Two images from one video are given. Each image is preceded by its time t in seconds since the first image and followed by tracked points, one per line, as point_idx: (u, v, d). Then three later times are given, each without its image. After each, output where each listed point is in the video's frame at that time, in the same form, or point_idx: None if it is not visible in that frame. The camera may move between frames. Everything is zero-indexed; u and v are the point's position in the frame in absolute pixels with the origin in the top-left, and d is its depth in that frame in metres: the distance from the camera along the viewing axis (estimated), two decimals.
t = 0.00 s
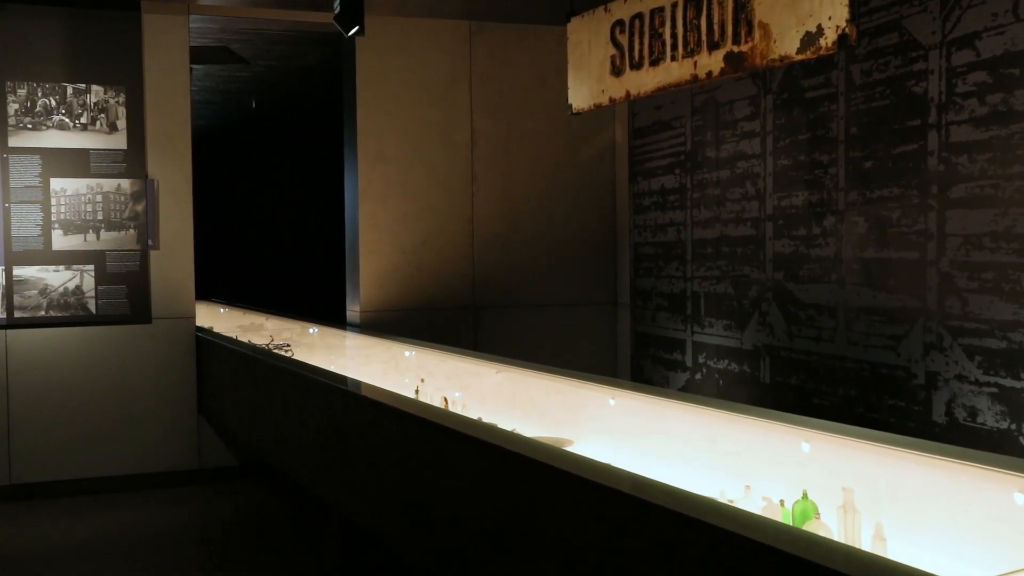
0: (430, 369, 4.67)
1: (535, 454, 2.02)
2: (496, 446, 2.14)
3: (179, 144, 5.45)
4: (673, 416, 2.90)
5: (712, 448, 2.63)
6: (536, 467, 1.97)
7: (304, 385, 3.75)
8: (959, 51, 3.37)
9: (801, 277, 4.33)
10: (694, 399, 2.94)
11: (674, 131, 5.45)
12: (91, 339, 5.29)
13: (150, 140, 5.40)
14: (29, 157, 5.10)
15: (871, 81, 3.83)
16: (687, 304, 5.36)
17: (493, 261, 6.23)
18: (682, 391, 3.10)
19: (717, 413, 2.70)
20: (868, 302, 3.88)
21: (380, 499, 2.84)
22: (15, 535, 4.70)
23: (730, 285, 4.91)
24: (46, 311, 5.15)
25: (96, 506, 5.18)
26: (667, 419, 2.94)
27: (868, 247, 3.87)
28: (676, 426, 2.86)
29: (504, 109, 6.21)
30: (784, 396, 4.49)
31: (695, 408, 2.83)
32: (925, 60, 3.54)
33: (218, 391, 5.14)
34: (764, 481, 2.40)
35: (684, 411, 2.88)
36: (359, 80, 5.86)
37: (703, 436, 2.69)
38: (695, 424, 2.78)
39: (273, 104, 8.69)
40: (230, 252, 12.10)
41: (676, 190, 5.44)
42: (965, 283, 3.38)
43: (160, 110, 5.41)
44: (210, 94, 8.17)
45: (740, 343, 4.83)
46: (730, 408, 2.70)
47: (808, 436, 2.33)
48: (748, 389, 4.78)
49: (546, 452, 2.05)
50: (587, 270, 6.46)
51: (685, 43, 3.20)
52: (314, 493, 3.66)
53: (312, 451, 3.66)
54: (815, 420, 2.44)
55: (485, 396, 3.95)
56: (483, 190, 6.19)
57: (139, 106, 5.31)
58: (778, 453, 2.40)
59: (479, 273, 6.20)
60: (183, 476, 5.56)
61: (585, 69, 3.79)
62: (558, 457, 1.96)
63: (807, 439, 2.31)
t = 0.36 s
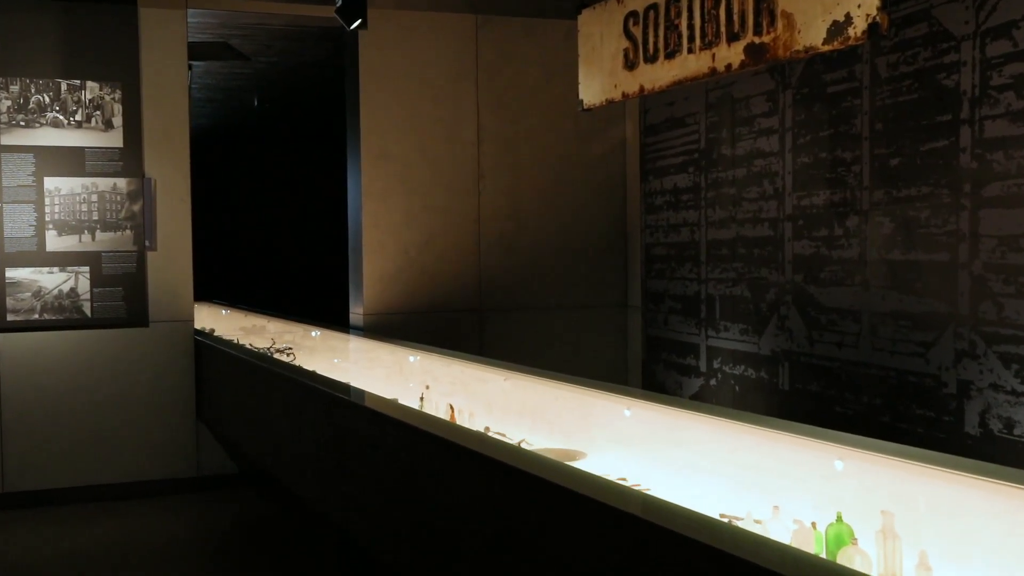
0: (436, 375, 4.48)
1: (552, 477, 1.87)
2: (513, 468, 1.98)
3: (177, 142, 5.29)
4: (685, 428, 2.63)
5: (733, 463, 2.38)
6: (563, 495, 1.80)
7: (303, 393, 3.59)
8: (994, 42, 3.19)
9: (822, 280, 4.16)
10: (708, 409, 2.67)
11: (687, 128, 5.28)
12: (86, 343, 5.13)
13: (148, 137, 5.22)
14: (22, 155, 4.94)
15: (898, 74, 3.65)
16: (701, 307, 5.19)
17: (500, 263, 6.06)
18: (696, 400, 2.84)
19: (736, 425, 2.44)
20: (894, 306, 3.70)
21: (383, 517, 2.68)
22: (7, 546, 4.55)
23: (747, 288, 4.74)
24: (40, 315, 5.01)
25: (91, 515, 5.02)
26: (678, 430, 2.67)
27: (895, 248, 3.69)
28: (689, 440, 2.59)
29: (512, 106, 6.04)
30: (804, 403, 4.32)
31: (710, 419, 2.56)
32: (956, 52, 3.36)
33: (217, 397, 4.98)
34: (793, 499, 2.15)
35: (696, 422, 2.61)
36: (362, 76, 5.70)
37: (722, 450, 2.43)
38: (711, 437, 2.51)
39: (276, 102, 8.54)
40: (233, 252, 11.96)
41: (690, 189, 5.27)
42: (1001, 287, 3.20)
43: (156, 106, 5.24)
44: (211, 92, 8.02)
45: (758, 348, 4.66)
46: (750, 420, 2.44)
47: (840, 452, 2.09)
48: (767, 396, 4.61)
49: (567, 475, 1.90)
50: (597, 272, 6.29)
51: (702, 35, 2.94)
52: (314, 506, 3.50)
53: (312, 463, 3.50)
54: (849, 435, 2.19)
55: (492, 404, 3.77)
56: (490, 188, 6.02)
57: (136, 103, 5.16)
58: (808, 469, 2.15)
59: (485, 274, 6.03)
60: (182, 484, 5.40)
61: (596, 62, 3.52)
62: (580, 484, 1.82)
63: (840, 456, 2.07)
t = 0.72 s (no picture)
0: (443, 380, 4.32)
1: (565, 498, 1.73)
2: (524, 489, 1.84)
3: (178, 141, 5.16)
4: (703, 442, 2.45)
5: (755, 481, 2.20)
6: (579, 521, 1.65)
7: (303, 401, 3.44)
8: None
9: (844, 283, 4.00)
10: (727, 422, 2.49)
11: (702, 126, 5.12)
12: (84, 347, 5.00)
13: (147, 135, 5.10)
14: (18, 155, 4.82)
15: (925, 68, 3.49)
16: (716, 310, 5.04)
17: (509, 265, 5.91)
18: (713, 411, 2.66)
19: (759, 440, 2.27)
20: (922, 311, 3.54)
21: (385, 536, 2.53)
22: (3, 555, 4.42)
23: (765, 292, 4.59)
24: (37, 318, 4.89)
25: (90, 523, 4.89)
26: (694, 444, 2.50)
27: (922, 251, 3.53)
28: (706, 455, 2.41)
29: (521, 103, 5.89)
30: (825, 411, 4.17)
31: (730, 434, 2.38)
32: (989, 45, 3.20)
33: (218, 404, 4.85)
34: (821, 520, 1.98)
35: (714, 436, 2.43)
36: (367, 73, 5.56)
37: (743, 467, 2.26)
38: (731, 452, 2.34)
39: (281, 101, 8.41)
40: (240, 253, 11.86)
41: (704, 189, 5.11)
42: None
43: (156, 104, 5.11)
44: (215, 91, 7.89)
45: (777, 354, 4.51)
46: (773, 434, 2.26)
47: (872, 470, 1.93)
48: (786, 403, 4.46)
49: (581, 497, 1.76)
50: (608, 274, 6.14)
51: (720, 28, 2.72)
52: (315, 519, 3.36)
53: (313, 475, 3.36)
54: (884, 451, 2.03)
55: (501, 411, 3.62)
56: (498, 188, 5.87)
57: (135, 101, 5.03)
58: (836, 488, 1.99)
59: (494, 276, 5.88)
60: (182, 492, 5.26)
61: (609, 58, 3.29)
62: (597, 507, 1.67)
63: (872, 474, 1.91)
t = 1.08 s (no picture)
0: (461, 384, 4.14)
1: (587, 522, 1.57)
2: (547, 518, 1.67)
3: (191, 137, 5.03)
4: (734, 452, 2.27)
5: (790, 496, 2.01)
6: (607, 552, 1.48)
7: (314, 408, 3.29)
8: None
9: (882, 284, 3.79)
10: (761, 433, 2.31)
11: (730, 120, 4.93)
12: (95, 349, 4.89)
13: (158, 133, 4.97)
14: (28, 152, 4.71)
15: (972, 56, 3.29)
16: (745, 312, 4.86)
17: (530, 264, 5.75)
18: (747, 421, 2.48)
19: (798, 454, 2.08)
20: (968, 314, 3.34)
21: (397, 555, 2.37)
22: (11, 561, 4.32)
23: (797, 293, 4.39)
24: (47, 320, 4.78)
25: (100, 529, 4.78)
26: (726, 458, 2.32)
27: (968, 250, 3.33)
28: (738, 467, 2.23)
29: (541, 98, 5.72)
30: (861, 419, 3.97)
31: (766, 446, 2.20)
32: None
33: (230, 408, 4.72)
34: (869, 542, 1.79)
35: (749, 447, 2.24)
36: (383, 66, 5.41)
37: (777, 480, 2.08)
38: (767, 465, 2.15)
39: (299, 98, 8.30)
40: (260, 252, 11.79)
41: (733, 186, 4.92)
42: None
43: (167, 100, 4.99)
44: (231, 88, 7.79)
45: (810, 358, 4.32)
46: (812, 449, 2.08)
47: (927, 490, 1.75)
48: (820, 409, 4.26)
49: (604, 519, 1.60)
50: (632, 274, 5.96)
51: (752, 14, 2.42)
52: (326, 532, 3.21)
53: (325, 487, 3.21)
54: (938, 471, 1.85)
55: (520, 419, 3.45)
56: (518, 185, 5.70)
57: (147, 97, 4.91)
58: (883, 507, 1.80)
59: (514, 276, 5.72)
60: (194, 498, 5.13)
61: (635, 48, 2.99)
62: (621, 532, 1.51)
63: (926, 495, 1.73)
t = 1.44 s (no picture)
0: (478, 387, 3.99)
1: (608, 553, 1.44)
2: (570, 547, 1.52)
3: (202, 133, 4.92)
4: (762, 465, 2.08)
5: (827, 515, 1.83)
6: None
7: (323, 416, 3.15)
8: None
9: (919, 285, 3.60)
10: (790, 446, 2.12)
11: (757, 114, 4.75)
12: (104, 350, 4.78)
13: (169, 129, 4.86)
14: (37, 150, 4.61)
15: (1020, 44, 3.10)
16: (773, 314, 4.68)
17: (550, 264, 5.59)
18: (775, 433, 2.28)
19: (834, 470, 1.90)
20: (1015, 318, 3.15)
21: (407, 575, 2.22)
22: (20, 567, 4.22)
23: (828, 294, 4.20)
24: (56, 321, 4.69)
25: (110, 533, 4.67)
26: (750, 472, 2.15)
27: (1014, 250, 3.14)
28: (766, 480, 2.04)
29: (561, 93, 5.57)
30: (897, 427, 3.78)
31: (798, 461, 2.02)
32: None
33: (242, 411, 4.61)
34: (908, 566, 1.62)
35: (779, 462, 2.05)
36: (399, 58, 5.26)
37: (810, 495, 1.90)
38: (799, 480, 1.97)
39: (316, 94, 8.19)
40: (279, 251, 11.71)
41: (761, 182, 4.74)
42: None
43: (178, 96, 4.87)
44: (247, 84, 7.69)
45: (842, 362, 4.13)
46: (849, 465, 1.90)
47: (981, 516, 1.58)
48: (852, 415, 4.08)
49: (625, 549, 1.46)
50: (654, 273, 5.80)
51: None
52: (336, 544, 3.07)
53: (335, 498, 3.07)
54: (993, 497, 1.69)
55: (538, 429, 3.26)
56: (538, 183, 5.54)
57: (157, 93, 4.80)
58: (933, 531, 1.63)
59: (533, 275, 5.56)
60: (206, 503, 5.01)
61: (658, 37, 2.61)
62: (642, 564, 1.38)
63: (982, 522, 1.57)
